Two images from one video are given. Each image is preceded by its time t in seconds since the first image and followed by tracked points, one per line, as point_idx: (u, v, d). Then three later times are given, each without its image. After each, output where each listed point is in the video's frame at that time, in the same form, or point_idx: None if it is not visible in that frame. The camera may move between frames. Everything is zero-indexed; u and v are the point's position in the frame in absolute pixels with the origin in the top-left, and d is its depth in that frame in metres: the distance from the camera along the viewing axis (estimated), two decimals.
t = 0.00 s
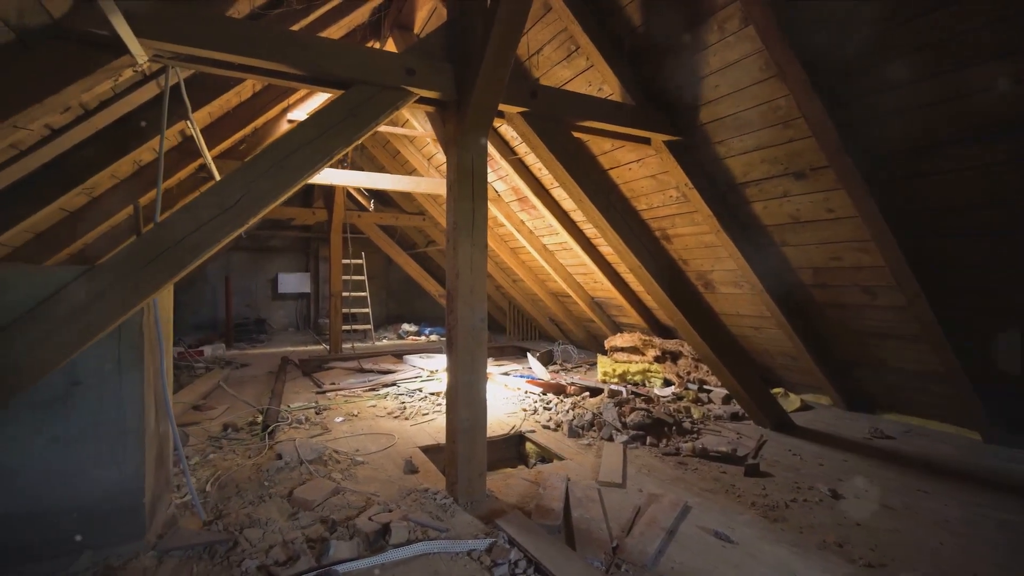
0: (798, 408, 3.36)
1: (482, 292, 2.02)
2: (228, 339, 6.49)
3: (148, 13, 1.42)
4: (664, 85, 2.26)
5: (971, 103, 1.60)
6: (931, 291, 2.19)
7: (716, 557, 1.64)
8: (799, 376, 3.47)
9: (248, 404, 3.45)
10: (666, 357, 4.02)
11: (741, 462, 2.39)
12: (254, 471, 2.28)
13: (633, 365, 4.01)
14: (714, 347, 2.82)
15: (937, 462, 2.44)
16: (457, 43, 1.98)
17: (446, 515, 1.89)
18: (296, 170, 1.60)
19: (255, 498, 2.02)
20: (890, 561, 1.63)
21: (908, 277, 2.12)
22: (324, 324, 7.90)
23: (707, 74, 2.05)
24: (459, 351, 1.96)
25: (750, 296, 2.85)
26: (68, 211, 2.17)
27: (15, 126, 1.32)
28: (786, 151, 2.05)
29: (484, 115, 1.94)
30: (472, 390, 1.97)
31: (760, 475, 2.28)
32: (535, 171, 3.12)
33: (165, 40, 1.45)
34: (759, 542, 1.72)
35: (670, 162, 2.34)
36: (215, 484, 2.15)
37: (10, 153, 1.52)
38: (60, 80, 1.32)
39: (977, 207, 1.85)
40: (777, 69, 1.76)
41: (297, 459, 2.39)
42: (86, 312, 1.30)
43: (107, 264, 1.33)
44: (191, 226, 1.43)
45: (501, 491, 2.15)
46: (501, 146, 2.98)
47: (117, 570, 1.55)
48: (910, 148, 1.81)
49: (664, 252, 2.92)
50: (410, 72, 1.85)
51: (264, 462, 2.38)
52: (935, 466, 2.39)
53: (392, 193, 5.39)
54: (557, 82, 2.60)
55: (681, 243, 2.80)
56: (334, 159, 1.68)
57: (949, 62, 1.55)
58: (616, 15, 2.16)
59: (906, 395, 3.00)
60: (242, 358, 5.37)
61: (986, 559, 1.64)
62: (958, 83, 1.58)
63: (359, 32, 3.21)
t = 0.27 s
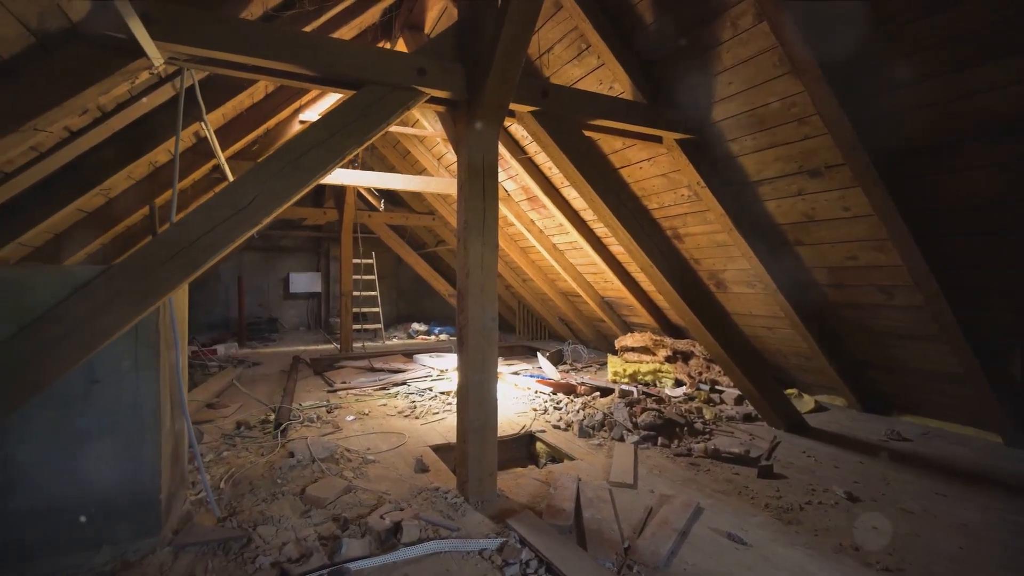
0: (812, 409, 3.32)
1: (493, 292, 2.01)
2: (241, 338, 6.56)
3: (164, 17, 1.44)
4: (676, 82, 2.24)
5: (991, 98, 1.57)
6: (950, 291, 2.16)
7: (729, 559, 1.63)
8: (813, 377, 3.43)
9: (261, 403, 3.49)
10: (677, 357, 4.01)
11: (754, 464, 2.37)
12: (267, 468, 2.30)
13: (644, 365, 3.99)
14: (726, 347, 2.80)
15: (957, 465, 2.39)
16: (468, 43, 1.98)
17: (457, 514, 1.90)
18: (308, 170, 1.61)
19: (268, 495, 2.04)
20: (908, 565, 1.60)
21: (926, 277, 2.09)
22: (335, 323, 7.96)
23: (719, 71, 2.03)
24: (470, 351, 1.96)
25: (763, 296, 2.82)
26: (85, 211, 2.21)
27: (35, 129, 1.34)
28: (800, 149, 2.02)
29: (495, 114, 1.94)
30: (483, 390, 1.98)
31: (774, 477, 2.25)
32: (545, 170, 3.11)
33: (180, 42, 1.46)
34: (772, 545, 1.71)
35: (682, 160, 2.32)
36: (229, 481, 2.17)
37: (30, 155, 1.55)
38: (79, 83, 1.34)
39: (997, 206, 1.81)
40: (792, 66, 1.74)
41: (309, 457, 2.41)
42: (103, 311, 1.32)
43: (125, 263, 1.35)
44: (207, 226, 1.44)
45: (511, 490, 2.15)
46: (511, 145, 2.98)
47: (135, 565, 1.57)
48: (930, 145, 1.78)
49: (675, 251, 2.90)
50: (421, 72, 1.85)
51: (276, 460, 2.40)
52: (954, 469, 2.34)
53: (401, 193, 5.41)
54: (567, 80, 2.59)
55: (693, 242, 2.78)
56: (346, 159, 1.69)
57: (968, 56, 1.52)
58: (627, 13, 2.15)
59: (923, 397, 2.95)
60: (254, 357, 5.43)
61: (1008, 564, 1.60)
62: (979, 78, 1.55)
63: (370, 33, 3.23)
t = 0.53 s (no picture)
0: (824, 410, 3.29)
1: (502, 291, 2.01)
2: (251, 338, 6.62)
3: (177, 19, 1.45)
4: (686, 80, 2.22)
5: (1010, 95, 1.54)
6: (967, 291, 2.12)
7: (740, 560, 1.62)
8: (825, 377, 3.39)
9: (271, 401, 3.52)
10: (687, 357, 3.99)
11: (765, 465, 2.34)
12: (278, 467, 2.32)
13: (653, 364, 3.97)
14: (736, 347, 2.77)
15: (973, 467, 2.35)
16: (477, 43, 1.98)
17: (466, 514, 1.90)
18: (318, 170, 1.62)
19: (279, 493, 2.06)
20: (924, 569, 1.58)
21: (943, 276, 2.05)
22: (344, 323, 8.01)
23: (730, 69, 2.01)
24: (479, 350, 1.96)
25: (774, 296, 2.79)
26: (100, 212, 2.24)
27: (51, 131, 1.36)
28: (813, 147, 2.00)
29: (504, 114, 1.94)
30: (492, 389, 1.97)
31: (785, 478, 2.23)
32: (553, 170, 3.10)
33: (193, 44, 1.47)
34: (785, 547, 1.69)
35: (692, 159, 2.30)
36: (241, 479, 2.19)
37: (46, 157, 1.57)
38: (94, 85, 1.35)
39: (1016, 204, 1.78)
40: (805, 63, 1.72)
41: (319, 455, 2.42)
42: (118, 311, 1.34)
43: (139, 263, 1.36)
44: (219, 226, 1.46)
45: (520, 490, 2.15)
46: (519, 145, 2.98)
47: (148, 562, 1.59)
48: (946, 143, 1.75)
49: (685, 251, 2.88)
50: (430, 72, 1.86)
51: (287, 458, 2.42)
52: (970, 472, 2.31)
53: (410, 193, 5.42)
54: (576, 79, 2.58)
55: (703, 241, 2.76)
56: (356, 159, 1.70)
57: (987, 52, 1.50)
58: (637, 11, 2.13)
59: (939, 398, 2.91)
60: (265, 355, 5.48)
61: None
62: (998, 74, 1.52)
63: (378, 34, 3.24)
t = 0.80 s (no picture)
0: (838, 411, 3.24)
1: (512, 290, 2.01)
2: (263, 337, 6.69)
3: (192, 22, 1.47)
4: (698, 78, 2.20)
5: None
6: (987, 290, 2.08)
7: (754, 563, 1.60)
8: (840, 378, 3.35)
9: (283, 400, 3.55)
10: (698, 357, 3.97)
11: (778, 466, 2.32)
12: (289, 465, 2.34)
13: (664, 364, 3.94)
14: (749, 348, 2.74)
15: (993, 470, 2.31)
16: (487, 42, 1.98)
17: (477, 513, 1.90)
18: (330, 169, 1.62)
19: (291, 491, 2.07)
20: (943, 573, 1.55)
21: (962, 275, 2.02)
22: (354, 322, 8.06)
23: (743, 66, 1.99)
24: (489, 350, 1.96)
25: (787, 295, 2.76)
26: (115, 212, 2.27)
27: (69, 133, 1.38)
28: (828, 144, 1.97)
29: (515, 113, 1.94)
30: (502, 389, 1.97)
31: (799, 480, 2.20)
32: (563, 169, 3.09)
33: (207, 46, 1.49)
34: (800, 550, 1.67)
35: (704, 157, 2.28)
36: (253, 477, 2.22)
37: (64, 158, 1.59)
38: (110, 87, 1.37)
39: None
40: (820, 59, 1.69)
41: (331, 453, 2.44)
42: (134, 310, 1.36)
43: (154, 263, 1.38)
44: (232, 226, 1.47)
45: (530, 489, 2.15)
46: (529, 144, 2.97)
47: (164, 557, 1.61)
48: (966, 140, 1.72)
49: (696, 250, 2.86)
50: (440, 72, 1.86)
51: (299, 456, 2.44)
52: (990, 475, 2.26)
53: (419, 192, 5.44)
54: (586, 78, 2.56)
55: (714, 240, 2.73)
56: (367, 159, 1.71)
57: (1008, 46, 1.46)
58: (648, 9, 2.12)
59: (957, 399, 2.85)
60: (276, 354, 5.53)
61: None
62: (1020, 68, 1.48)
63: (389, 34, 3.25)
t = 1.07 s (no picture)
0: (852, 413, 3.20)
1: (522, 290, 2.01)
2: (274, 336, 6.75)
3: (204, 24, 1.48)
4: (709, 76, 2.18)
5: None
6: (1007, 290, 2.04)
7: (767, 565, 1.58)
8: (854, 379, 3.30)
9: (294, 398, 3.58)
10: (709, 357, 3.94)
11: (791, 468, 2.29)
12: (301, 463, 2.36)
13: (674, 365, 3.91)
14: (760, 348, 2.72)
15: (1013, 474, 2.26)
16: (496, 42, 1.98)
17: (486, 513, 1.90)
18: (341, 170, 1.63)
19: (302, 489, 2.09)
20: None
21: (980, 275, 1.98)
22: (364, 321, 8.11)
23: (755, 63, 1.97)
24: (499, 349, 1.96)
25: (800, 295, 2.72)
26: (130, 213, 2.30)
27: (85, 135, 1.40)
28: (842, 142, 1.94)
29: (524, 113, 1.93)
30: (512, 388, 1.97)
31: (812, 482, 2.17)
32: (572, 168, 3.08)
33: (219, 48, 1.50)
34: (814, 553, 1.64)
35: (715, 156, 2.26)
36: (265, 475, 2.24)
37: (80, 160, 1.62)
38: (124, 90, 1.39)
39: None
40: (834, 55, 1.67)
41: (341, 452, 2.45)
42: (148, 309, 1.38)
43: (168, 263, 1.40)
44: (244, 227, 1.48)
45: (540, 489, 2.14)
46: (538, 143, 2.96)
47: (178, 553, 1.63)
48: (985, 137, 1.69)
49: (707, 249, 2.83)
50: (450, 71, 1.86)
51: (309, 455, 2.45)
52: (1010, 478, 2.21)
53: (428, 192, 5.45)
54: (596, 77, 2.55)
55: (725, 239, 2.71)
56: (377, 159, 1.71)
57: None
58: (658, 7, 2.10)
59: (975, 401, 2.80)
60: (287, 353, 5.58)
61: None
62: None
63: (398, 35, 3.25)
